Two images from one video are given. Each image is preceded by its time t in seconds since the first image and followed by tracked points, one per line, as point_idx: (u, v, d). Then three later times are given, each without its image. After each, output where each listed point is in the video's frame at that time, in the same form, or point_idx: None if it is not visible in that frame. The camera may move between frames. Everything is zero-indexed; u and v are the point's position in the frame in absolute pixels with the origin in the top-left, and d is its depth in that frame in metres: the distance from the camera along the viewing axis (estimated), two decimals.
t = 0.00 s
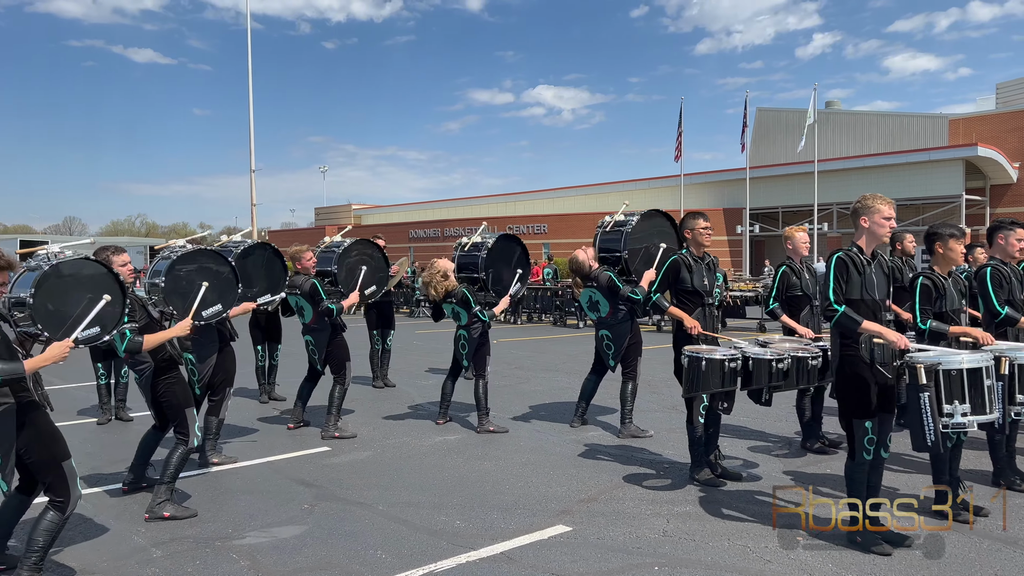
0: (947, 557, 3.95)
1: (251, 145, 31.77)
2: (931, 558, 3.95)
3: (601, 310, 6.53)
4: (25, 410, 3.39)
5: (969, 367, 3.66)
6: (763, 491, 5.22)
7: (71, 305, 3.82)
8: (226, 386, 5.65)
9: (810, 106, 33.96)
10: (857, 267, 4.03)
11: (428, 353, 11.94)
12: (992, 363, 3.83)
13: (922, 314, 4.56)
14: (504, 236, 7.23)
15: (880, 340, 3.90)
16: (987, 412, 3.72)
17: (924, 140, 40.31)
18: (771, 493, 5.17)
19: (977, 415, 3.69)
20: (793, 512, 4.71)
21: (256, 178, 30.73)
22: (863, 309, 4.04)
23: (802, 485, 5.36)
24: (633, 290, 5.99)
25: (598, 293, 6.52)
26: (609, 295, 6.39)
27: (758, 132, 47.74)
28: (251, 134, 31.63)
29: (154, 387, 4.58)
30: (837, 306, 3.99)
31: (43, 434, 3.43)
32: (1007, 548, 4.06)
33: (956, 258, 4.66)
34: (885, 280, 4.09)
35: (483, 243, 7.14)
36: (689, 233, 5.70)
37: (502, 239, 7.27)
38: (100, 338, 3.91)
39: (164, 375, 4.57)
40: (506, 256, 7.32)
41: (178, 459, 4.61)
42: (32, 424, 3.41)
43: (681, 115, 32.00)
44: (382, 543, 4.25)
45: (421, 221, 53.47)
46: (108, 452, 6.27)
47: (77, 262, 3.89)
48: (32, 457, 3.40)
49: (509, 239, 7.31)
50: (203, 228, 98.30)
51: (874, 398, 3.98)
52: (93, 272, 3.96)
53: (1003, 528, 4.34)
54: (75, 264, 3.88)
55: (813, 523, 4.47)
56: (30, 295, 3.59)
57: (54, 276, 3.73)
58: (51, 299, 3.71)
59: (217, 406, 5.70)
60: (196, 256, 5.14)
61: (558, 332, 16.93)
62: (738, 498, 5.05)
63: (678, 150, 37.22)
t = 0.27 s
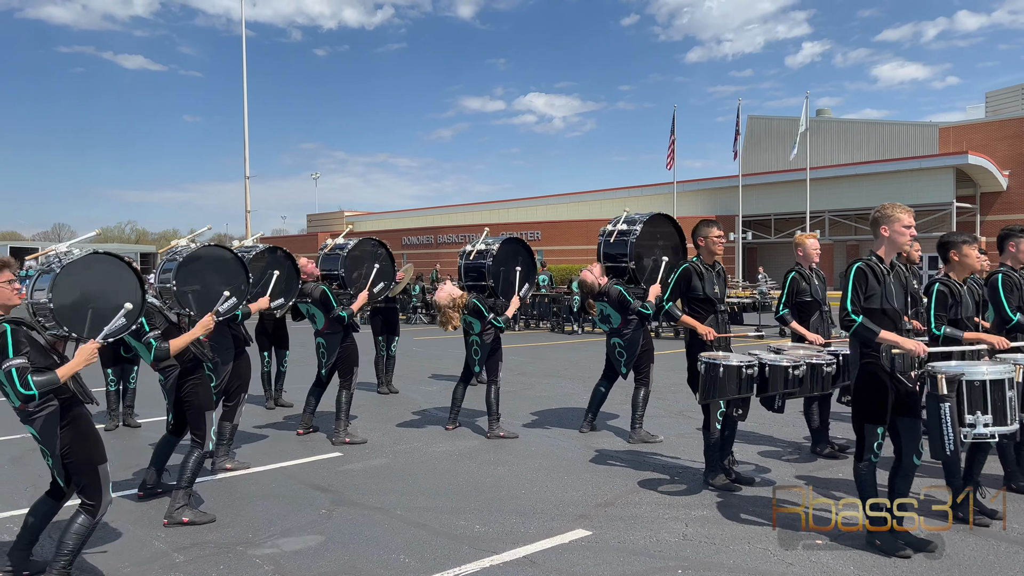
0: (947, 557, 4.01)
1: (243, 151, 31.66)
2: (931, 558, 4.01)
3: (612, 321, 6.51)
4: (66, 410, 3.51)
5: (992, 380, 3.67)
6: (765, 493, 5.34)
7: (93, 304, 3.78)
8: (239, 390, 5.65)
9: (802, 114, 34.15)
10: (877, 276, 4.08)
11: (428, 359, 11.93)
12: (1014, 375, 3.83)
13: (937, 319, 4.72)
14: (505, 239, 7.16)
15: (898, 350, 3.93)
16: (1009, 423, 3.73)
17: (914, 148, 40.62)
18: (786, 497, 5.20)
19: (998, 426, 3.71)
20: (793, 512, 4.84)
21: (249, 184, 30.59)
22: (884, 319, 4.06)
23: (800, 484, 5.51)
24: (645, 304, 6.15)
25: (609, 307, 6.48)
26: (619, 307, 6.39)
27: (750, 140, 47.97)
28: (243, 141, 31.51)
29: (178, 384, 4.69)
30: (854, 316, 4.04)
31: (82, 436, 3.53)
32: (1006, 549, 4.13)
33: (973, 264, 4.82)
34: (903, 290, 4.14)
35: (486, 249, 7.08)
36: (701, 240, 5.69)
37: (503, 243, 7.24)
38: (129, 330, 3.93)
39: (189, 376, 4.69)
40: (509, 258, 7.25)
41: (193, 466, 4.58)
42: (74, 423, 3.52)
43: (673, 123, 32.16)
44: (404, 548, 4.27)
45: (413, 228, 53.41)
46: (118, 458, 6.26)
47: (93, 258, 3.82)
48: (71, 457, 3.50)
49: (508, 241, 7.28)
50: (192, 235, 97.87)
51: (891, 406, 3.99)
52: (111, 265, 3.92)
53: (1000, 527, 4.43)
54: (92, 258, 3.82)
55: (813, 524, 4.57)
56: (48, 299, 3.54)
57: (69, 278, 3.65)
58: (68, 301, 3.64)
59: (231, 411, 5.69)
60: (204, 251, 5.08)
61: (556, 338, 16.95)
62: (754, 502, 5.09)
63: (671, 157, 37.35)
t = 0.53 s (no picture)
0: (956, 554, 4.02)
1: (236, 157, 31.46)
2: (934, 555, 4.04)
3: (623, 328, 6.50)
4: (93, 413, 3.50)
5: (1015, 374, 3.70)
6: (766, 493, 5.40)
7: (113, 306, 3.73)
8: (250, 394, 5.61)
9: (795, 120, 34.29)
10: (895, 276, 4.08)
11: (427, 364, 11.91)
12: None
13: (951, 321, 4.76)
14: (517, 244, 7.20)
15: (918, 348, 3.94)
16: None
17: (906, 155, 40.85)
18: (800, 500, 5.19)
19: None
20: (793, 511, 4.91)
21: (243, 190, 30.50)
22: (905, 318, 4.08)
23: (803, 484, 5.59)
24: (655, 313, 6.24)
25: (621, 315, 6.47)
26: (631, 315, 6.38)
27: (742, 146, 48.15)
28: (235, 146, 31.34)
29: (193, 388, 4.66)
30: (873, 314, 4.07)
31: (107, 440, 3.51)
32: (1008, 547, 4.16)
33: (984, 266, 4.80)
34: (922, 287, 4.14)
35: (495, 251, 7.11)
36: (712, 243, 5.69)
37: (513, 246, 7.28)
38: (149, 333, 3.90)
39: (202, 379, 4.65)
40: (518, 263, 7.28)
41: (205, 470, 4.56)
42: (100, 426, 3.50)
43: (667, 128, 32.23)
44: (422, 551, 4.25)
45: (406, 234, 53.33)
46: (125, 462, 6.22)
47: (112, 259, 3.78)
48: (95, 462, 3.48)
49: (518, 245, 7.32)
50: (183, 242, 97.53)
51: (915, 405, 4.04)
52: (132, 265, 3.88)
53: (999, 525, 4.47)
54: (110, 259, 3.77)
55: (812, 524, 4.63)
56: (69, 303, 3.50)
57: (89, 281, 3.62)
58: (88, 305, 3.59)
59: (241, 415, 5.61)
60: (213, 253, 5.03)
61: (554, 344, 16.94)
62: (768, 506, 5.07)
63: (664, 163, 37.45)
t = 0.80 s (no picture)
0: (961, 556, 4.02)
1: (224, 161, 31.20)
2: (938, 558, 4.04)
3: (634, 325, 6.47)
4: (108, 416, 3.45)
5: None
6: (765, 492, 5.42)
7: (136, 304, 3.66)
8: (257, 399, 5.54)
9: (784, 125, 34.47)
10: (910, 276, 4.06)
11: (423, 369, 11.83)
12: None
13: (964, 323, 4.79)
14: (531, 249, 7.35)
15: (932, 348, 3.91)
16: None
17: (894, 161, 41.13)
18: (810, 503, 5.16)
19: None
20: (793, 511, 4.93)
21: (231, 193, 30.29)
22: (918, 318, 4.05)
23: (804, 485, 5.65)
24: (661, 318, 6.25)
25: (634, 309, 6.46)
26: (642, 310, 6.34)
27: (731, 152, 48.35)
28: (224, 150, 31.10)
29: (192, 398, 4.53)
30: (885, 314, 4.03)
31: (121, 444, 3.46)
32: (1011, 548, 4.18)
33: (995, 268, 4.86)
34: (936, 289, 4.13)
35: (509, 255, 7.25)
36: (720, 243, 5.67)
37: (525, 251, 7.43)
38: (173, 334, 3.81)
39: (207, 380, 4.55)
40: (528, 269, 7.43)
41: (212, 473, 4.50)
42: (115, 429, 3.45)
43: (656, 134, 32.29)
44: (435, 557, 4.19)
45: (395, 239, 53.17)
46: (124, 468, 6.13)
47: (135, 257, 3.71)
48: (108, 466, 3.42)
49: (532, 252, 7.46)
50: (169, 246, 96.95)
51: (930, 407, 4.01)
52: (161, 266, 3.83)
53: (997, 524, 4.50)
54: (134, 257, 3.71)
55: (812, 523, 4.66)
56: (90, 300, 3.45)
57: (112, 279, 3.57)
58: (108, 303, 3.53)
59: (247, 419, 5.60)
60: (233, 253, 5.19)
61: (547, 348, 16.90)
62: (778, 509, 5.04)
63: (653, 168, 37.54)
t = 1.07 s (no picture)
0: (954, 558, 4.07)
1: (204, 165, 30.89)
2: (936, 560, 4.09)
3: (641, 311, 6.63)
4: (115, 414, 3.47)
5: None
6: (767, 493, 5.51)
7: (165, 301, 3.93)
8: (252, 406, 5.46)
9: (764, 131, 34.72)
10: (917, 282, 4.10)
11: (411, 374, 11.78)
12: None
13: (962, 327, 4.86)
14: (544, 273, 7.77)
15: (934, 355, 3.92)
16: None
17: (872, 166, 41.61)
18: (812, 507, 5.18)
19: None
20: (793, 512, 5.00)
21: (212, 197, 30.03)
22: (921, 324, 4.09)
23: (803, 487, 5.71)
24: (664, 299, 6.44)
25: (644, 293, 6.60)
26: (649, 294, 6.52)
27: (712, 157, 48.69)
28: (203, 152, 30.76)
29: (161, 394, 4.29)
30: (888, 319, 4.05)
31: (125, 443, 3.47)
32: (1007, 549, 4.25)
33: (997, 273, 4.91)
34: (940, 297, 4.17)
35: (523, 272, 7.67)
36: (722, 250, 5.66)
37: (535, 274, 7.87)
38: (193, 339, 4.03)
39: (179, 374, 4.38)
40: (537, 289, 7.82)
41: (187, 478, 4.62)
42: (122, 428, 3.46)
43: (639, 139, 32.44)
44: (443, 564, 4.17)
45: (376, 243, 52.97)
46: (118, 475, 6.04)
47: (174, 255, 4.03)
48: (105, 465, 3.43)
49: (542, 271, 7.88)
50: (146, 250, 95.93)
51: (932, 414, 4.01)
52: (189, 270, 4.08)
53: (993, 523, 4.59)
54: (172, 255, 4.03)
55: (812, 524, 4.75)
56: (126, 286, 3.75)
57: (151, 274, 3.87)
58: (141, 291, 3.81)
59: (241, 429, 5.47)
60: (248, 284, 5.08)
61: (534, 352, 16.89)
62: (781, 513, 5.05)
63: (635, 173, 37.70)
